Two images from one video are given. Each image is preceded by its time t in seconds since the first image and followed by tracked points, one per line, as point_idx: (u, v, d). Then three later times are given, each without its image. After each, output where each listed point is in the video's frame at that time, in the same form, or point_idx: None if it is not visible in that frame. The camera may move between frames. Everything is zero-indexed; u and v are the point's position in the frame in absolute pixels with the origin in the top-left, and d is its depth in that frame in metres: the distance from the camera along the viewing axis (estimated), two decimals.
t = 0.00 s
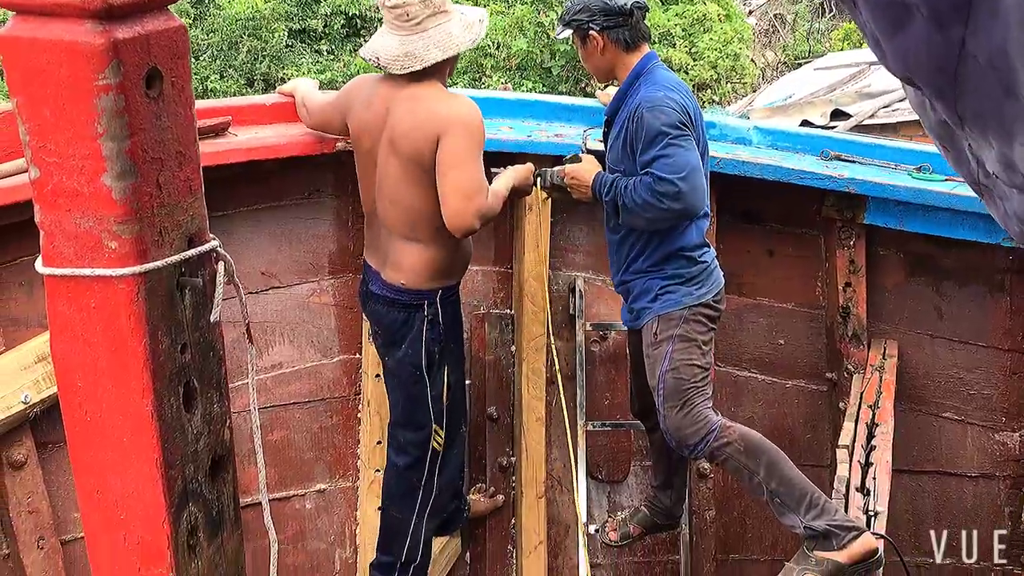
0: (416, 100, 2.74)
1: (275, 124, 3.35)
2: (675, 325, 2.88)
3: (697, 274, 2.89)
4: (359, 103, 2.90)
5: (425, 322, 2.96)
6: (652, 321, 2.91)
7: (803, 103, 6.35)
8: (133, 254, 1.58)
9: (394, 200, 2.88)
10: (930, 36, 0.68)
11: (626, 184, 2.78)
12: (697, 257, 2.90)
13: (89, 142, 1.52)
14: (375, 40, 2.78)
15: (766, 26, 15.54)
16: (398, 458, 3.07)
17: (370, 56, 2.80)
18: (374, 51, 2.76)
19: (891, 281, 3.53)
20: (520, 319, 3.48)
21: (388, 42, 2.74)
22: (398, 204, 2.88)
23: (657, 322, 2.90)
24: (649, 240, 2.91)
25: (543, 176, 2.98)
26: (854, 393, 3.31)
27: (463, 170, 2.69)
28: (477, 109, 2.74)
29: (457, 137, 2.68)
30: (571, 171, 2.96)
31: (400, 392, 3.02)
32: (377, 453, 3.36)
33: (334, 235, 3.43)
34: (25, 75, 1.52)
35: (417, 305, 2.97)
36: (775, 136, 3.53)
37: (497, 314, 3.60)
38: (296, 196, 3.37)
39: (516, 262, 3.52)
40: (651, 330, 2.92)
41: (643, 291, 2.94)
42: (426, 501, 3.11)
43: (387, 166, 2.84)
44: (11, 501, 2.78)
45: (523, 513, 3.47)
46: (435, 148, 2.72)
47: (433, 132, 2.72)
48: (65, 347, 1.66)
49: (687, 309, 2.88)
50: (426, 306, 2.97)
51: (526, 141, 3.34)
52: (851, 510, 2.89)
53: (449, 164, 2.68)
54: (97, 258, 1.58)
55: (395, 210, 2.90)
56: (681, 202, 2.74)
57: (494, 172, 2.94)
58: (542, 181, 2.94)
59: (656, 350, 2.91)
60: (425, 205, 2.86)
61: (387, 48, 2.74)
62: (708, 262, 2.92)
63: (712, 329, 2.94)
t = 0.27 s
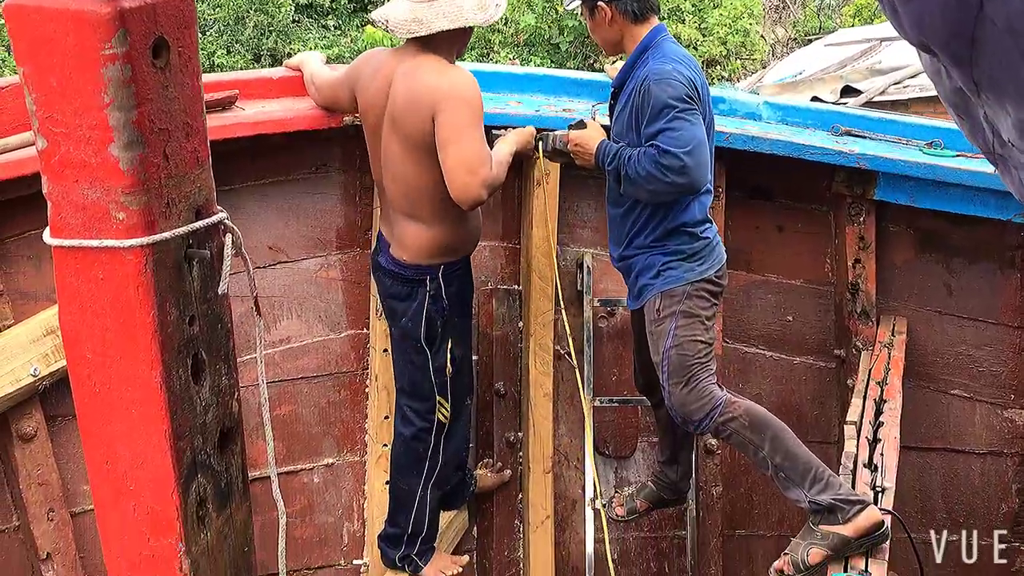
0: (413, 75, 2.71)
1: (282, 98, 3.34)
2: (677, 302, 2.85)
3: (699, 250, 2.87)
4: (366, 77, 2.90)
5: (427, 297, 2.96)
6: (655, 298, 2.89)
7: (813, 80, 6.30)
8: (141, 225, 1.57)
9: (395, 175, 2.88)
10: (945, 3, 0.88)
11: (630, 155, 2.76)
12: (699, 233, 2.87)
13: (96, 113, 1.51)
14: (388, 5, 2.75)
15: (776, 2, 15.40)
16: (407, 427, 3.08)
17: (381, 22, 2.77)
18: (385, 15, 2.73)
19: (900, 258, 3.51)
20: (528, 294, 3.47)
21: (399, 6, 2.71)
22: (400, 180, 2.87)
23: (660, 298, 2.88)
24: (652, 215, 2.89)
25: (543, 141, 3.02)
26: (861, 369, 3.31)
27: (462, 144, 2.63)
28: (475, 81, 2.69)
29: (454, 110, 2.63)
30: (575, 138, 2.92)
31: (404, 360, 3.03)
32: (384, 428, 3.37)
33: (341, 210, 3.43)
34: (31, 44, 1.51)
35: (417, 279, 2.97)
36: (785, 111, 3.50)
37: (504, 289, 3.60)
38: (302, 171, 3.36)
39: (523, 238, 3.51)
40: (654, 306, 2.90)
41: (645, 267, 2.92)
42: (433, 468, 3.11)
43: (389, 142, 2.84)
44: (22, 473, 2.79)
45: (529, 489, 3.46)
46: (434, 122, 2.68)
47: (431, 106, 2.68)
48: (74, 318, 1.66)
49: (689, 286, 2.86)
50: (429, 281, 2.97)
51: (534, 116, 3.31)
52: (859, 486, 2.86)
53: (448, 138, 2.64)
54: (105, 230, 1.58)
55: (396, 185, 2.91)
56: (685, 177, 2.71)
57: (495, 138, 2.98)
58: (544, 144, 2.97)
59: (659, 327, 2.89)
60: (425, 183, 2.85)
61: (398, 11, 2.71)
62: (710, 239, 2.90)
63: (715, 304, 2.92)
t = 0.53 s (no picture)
0: (419, 52, 2.67)
1: (294, 70, 3.33)
2: (687, 277, 2.83)
3: (708, 225, 2.85)
4: (374, 49, 2.89)
5: (437, 270, 2.96)
6: (665, 273, 2.87)
7: (829, 55, 6.24)
8: (155, 193, 1.57)
9: (405, 151, 2.86)
10: None
11: (642, 128, 2.74)
12: (709, 208, 2.85)
13: (110, 80, 1.51)
14: None
15: None
16: (418, 400, 3.09)
17: None
18: None
19: (914, 233, 3.49)
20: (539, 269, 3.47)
21: None
22: (408, 155, 2.85)
23: (669, 273, 2.87)
24: (662, 190, 2.87)
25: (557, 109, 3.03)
26: (874, 345, 3.31)
27: (473, 121, 2.59)
28: (481, 56, 2.64)
29: (462, 87, 2.59)
30: (588, 108, 2.95)
31: (415, 333, 3.04)
32: (395, 400, 3.35)
33: (353, 182, 3.42)
34: (45, 11, 1.50)
35: (428, 253, 2.96)
36: (799, 85, 3.47)
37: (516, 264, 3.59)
38: (314, 143, 3.36)
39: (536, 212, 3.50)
40: (664, 281, 2.89)
41: (654, 242, 2.90)
42: (444, 443, 3.12)
43: (397, 118, 2.81)
44: (37, 442, 2.82)
45: (540, 463, 3.46)
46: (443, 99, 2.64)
47: (438, 82, 2.63)
48: (88, 288, 1.66)
49: (699, 261, 2.83)
50: (439, 255, 2.96)
51: (547, 88, 3.29)
52: (870, 461, 2.85)
53: (457, 115, 2.59)
54: (120, 198, 1.58)
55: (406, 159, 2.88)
56: (695, 153, 2.68)
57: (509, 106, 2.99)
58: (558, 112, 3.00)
59: (669, 302, 2.88)
60: (437, 160, 2.83)
61: None
62: (720, 214, 2.88)
63: (725, 279, 2.91)
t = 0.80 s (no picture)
0: (427, 23, 2.65)
1: (305, 40, 3.31)
2: (699, 249, 2.82)
3: (721, 197, 2.84)
4: (383, 19, 2.87)
5: (448, 243, 2.95)
6: (676, 245, 2.86)
7: (843, 28, 6.19)
8: (168, 159, 1.57)
9: (415, 123, 2.84)
10: None
11: (659, 101, 2.72)
12: (721, 180, 2.84)
13: (123, 45, 1.50)
14: None
15: None
16: (428, 371, 3.09)
17: None
18: None
19: (928, 207, 3.47)
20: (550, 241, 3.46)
21: None
22: (418, 128, 2.83)
23: (681, 246, 2.85)
24: (675, 162, 2.86)
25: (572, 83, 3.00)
26: (886, 320, 3.30)
27: (484, 91, 2.56)
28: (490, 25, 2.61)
29: (472, 56, 2.56)
30: (604, 80, 2.96)
31: (425, 304, 3.04)
32: (407, 370, 3.37)
33: (364, 153, 3.42)
34: None
35: (440, 225, 2.96)
36: (814, 57, 3.44)
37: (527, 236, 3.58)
38: (325, 114, 3.35)
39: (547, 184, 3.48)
40: (675, 253, 2.87)
41: (666, 215, 2.89)
42: (455, 414, 3.13)
43: (406, 90, 2.80)
44: (50, 409, 2.84)
45: (550, 434, 3.48)
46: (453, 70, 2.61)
47: (447, 52, 2.61)
48: (101, 254, 1.67)
49: (711, 233, 2.82)
50: (449, 227, 2.96)
51: (560, 59, 3.27)
52: (880, 434, 2.85)
53: (468, 85, 2.56)
54: (132, 163, 1.58)
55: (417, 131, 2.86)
56: (715, 126, 2.66)
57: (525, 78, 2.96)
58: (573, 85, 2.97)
59: (680, 274, 2.87)
60: (447, 130, 2.80)
61: None
62: (732, 185, 2.87)
63: (736, 252, 2.89)
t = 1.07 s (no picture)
0: None
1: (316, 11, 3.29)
2: (714, 222, 2.81)
3: (737, 170, 2.82)
4: None
5: (458, 215, 2.95)
6: (690, 218, 2.85)
7: (857, 4, 6.12)
8: (177, 125, 1.57)
9: (426, 95, 2.82)
10: None
11: (678, 73, 2.70)
12: (737, 153, 2.82)
13: (133, 10, 1.50)
14: None
15: None
16: (439, 344, 3.10)
17: None
18: None
19: (941, 183, 3.45)
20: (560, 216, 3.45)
21: None
22: (430, 99, 2.82)
23: (695, 219, 2.84)
24: (691, 135, 2.83)
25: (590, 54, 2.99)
26: (897, 295, 3.28)
27: (496, 62, 2.54)
28: None
29: (484, 26, 2.54)
30: (620, 53, 2.93)
31: (436, 277, 3.04)
32: (416, 343, 3.41)
33: (375, 125, 3.41)
34: None
35: (451, 197, 2.95)
36: (829, 31, 3.40)
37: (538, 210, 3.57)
38: (336, 86, 3.34)
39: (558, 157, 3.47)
40: (689, 226, 2.86)
41: (680, 187, 2.87)
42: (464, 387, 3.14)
43: (416, 61, 2.78)
44: (62, 377, 2.86)
45: (558, 408, 3.48)
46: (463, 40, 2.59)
47: (457, 22, 2.59)
48: (112, 221, 1.67)
49: (725, 206, 2.80)
50: (459, 199, 2.95)
51: (572, 32, 3.25)
52: (890, 410, 2.85)
53: (478, 55, 2.54)
54: (142, 130, 1.58)
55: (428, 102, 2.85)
56: (734, 97, 2.63)
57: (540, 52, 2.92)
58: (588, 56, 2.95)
59: (693, 248, 2.86)
60: (457, 101, 2.79)
61: None
62: (748, 158, 2.85)
63: (750, 226, 2.87)
